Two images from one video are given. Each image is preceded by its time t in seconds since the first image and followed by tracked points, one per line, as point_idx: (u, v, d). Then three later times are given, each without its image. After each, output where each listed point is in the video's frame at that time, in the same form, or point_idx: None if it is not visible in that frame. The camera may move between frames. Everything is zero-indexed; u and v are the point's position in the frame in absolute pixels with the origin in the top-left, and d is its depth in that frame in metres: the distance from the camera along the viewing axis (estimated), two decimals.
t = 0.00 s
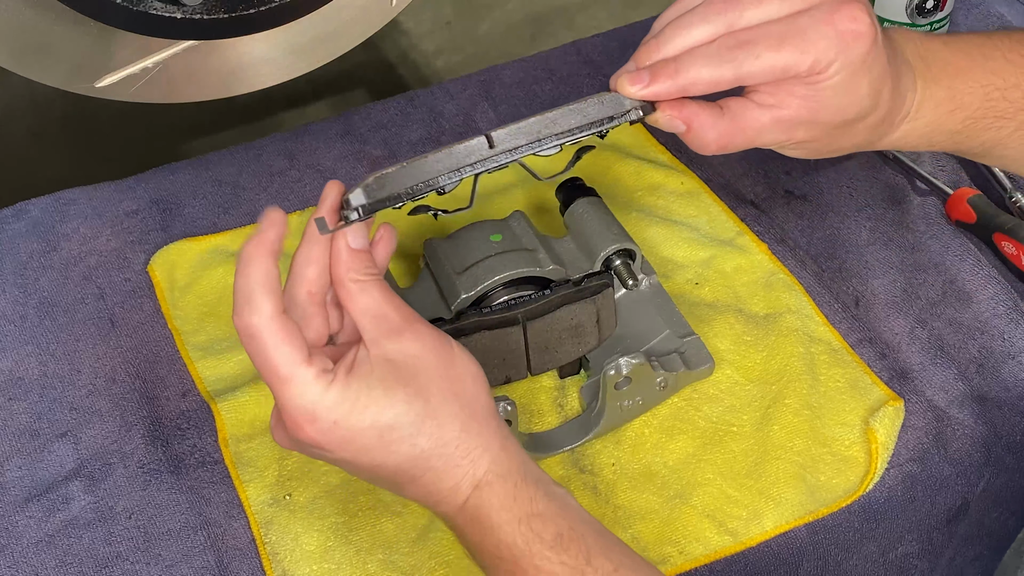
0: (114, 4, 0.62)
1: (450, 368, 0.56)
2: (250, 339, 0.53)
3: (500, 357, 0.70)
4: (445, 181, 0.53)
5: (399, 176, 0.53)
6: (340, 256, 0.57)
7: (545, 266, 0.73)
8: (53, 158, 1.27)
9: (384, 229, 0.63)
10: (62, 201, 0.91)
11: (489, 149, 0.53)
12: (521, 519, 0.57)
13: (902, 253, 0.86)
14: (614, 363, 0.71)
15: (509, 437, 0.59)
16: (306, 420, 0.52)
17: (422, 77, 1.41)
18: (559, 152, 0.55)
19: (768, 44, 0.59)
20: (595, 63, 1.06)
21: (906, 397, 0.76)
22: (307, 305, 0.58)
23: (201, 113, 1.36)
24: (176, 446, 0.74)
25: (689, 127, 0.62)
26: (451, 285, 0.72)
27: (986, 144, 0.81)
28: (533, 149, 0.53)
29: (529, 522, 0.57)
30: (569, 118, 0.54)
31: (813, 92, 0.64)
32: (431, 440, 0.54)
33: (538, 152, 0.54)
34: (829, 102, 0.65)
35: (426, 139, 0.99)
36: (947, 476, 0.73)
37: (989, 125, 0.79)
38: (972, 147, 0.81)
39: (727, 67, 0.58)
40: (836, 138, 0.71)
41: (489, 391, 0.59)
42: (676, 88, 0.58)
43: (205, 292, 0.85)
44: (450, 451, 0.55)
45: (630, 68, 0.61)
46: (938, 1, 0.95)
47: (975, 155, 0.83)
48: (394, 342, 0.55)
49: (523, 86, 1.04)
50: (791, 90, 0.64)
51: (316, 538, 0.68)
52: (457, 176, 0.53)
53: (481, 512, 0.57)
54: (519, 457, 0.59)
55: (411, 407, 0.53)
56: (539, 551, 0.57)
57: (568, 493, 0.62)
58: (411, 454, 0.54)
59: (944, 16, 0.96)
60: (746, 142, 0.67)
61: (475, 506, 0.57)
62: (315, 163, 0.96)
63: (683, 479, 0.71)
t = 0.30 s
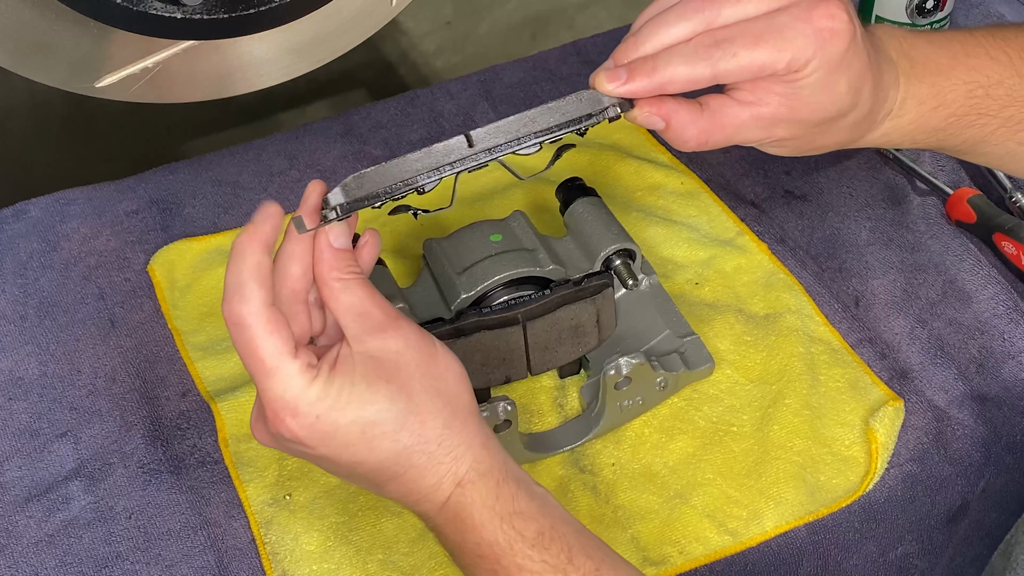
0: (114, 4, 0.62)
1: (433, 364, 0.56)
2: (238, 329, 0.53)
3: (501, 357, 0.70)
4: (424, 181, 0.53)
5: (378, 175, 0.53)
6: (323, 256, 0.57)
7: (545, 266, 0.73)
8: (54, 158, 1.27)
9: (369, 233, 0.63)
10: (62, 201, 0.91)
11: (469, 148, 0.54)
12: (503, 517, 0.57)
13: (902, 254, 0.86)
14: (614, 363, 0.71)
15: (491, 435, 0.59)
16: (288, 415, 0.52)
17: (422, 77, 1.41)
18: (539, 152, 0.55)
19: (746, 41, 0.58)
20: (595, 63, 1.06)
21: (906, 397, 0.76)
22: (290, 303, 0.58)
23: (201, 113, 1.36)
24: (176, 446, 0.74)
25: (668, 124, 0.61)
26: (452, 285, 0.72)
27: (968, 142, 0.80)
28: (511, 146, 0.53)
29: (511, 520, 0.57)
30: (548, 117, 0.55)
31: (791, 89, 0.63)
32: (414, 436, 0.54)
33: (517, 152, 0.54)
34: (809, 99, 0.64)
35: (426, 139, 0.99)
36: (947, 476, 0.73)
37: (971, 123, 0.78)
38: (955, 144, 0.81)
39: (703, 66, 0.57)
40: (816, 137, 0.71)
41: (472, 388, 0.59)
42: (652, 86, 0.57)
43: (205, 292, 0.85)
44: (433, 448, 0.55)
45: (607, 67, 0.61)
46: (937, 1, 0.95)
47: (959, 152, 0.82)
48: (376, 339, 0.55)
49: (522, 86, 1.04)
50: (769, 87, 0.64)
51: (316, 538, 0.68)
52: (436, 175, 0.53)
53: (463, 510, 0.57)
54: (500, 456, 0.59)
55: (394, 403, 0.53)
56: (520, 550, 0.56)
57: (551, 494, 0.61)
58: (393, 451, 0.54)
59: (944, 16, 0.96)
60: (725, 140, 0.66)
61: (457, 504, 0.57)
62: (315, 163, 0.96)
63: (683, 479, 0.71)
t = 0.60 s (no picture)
0: (114, 4, 0.62)
1: (422, 352, 0.56)
2: (232, 310, 0.51)
3: (501, 357, 0.70)
4: (412, 169, 0.54)
5: (366, 163, 0.54)
6: (313, 244, 0.56)
7: (545, 266, 0.73)
8: (54, 158, 1.27)
9: (361, 225, 0.62)
10: (62, 201, 0.91)
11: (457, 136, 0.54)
12: (491, 505, 0.57)
13: (902, 253, 0.86)
14: (614, 363, 0.70)
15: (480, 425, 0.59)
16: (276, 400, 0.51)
17: (422, 76, 1.41)
18: (528, 139, 0.55)
19: (734, 29, 0.57)
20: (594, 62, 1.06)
21: (906, 397, 0.76)
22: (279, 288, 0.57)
23: (200, 113, 1.35)
24: (176, 446, 0.74)
25: (657, 111, 0.61)
26: (452, 285, 0.72)
27: (957, 131, 0.80)
28: (500, 134, 0.54)
29: (499, 508, 0.57)
30: (536, 105, 0.55)
31: (780, 76, 0.63)
32: (403, 424, 0.54)
33: (505, 139, 0.54)
34: (798, 86, 0.64)
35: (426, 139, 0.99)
36: (947, 476, 0.73)
37: (960, 113, 0.78)
38: (943, 133, 0.80)
39: (692, 52, 0.57)
40: (804, 125, 0.70)
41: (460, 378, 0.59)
42: (641, 74, 0.57)
43: (205, 292, 0.85)
44: (422, 436, 0.55)
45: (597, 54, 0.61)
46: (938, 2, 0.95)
47: (946, 142, 0.82)
48: (366, 326, 0.54)
49: (522, 86, 1.04)
50: (758, 74, 0.64)
51: (316, 538, 0.68)
52: (425, 163, 0.53)
53: (450, 499, 0.57)
54: (488, 446, 0.59)
55: (382, 390, 0.53)
56: (507, 539, 0.56)
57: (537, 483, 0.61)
58: (381, 437, 0.54)
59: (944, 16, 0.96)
60: (714, 127, 0.65)
61: (444, 492, 0.56)
62: (314, 163, 0.96)
63: (683, 479, 0.71)
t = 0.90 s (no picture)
0: (114, 4, 0.62)
1: (423, 340, 0.56)
2: (219, 309, 0.52)
3: (501, 357, 0.70)
4: (413, 158, 0.53)
5: (366, 153, 0.53)
6: (315, 235, 0.57)
7: (545, 266, 0.73)
8: (54, 158, 1.27)
9: (361, 219, 0.63)
10: (62, 201, 0.91)
11: (457, 125, 0.53)
12: (490, 494, 0.57)
13: (902, 254, 0.86)
14: (614, 363, 0.70)
15: (478, 414, 0.59)
16: (276, 388, 0.52)
17: (422, 76, 1.41)
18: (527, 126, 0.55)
19: (732, 16, 0.58)
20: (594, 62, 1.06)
21: (906, 397, 0.76)
22: (281, 279, 0.58)
23: (200, 113, 1.35)
24: (176, 446, 0.74)
25: (655, 97, 0.61)
26: (452, 285, 0.72)
27: (952, 123, 0.80)
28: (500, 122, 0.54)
29: (498, 497, 0.57)
30: (535, 92, 0.54)
31: (778, 64, 0.63)
32: (403, 411, 0.54)
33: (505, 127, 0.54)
34: (795, 75, 0.64)
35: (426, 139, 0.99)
36: (947, 476, 0.73)
37: (956, 104, 0.78)
38: (938, 125, 0.80)
39: (690, 40, 0.57)
40: (801, 114, 0.70)
41: (461, 366, 0.59)
42: (638, 60, 0.57)
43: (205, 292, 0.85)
44: (423, 424, 0.55)
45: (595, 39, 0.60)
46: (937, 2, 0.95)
47: (940, 134, 0.82)
48: (367, 314, 0.54)
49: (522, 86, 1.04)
50: (755, 62, 0.64)
51: (316, 538, 0.68)
52: (425, 152, 0.53)
53: (449, 487, 0.56)
54: (487, 434, 0.59)
55: (383, 377, 0.53)
56: (506, 527, 0.56)
57: (536, 475, 0.61)
58: (382, 425, 0.54)
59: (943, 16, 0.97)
60: (712, 115, 0.65)
61: (444, 481, 0.56)
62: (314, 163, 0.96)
63: (683, 479, 0.71)
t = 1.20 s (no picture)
0: (113, 4, 0.62)
1: (419, 334, 0.56)
2: (201, 313, 0.52)
3: (501, 358, 0.70)
4: (410, 153, 0.54)
5: (363, 147, 0.53)
6: (311, 229, 0.57)
7: (545, 266, 0.73)
8: (55, 158, 1.27)
9: (356, 212, 0.63)
10: (62, 201, 0.91)
11: (454, 120, 0.54)
12: (486, 489, 0.56)
13: (902, 254, 0.86)
14: (614, 363, 0.70)
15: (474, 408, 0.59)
16: (269, 381, 0.52)
17: (422, 76, 1.41)
18: (524, 121, 0.56)
19: (729, 12, 0.58)
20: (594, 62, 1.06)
21: (906, 397, 0.76)
22: (276, 272, 0.58)
23: (201, 113, 1.35)
24: (176, 446, 0.74)
25: (653, 92, 0.61)
26: (452, 285, 0.72)
27: (948, 120, 0.80)
28: (497, 116, 0.54)
29: (494, 492, 0.56)
30: (532, 87, 0.54)
31: (775, 59, 0.63)
32: (399, 404, 0.54)
33: (502, 123, 0.54)
34: (792, 71, 0.64)
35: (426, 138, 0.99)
36: (947, 476, 0.73)
37: (952, 101, 0.78)
38: (934, 122, 0.80)
39: (688, 36, 0.56)
40: (798, 110, 0.70)
41: (457, 361, 0.59)
42: (636, 56, 0.56)
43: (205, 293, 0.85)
44: (419, 418, 0.55)
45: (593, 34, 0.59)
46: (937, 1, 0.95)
47: (936, 131, 0.82)
48: (363, 308, 0.55)
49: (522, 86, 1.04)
50: (753, 58, 0.64)
51: (316, 538, 0.68)
52: (422, 147, 0.54)
53: (445, 482, 0.56)
54: (483, 431, 0.58)
55: (379, 370, 0.53)
56: (502, 522, 0.55)
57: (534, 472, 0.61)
58: (377, 418, 0.54)
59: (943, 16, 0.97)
60: (709, 110, 0.65)
61: (440, 474, 0.56)
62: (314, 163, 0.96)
63: (683, 479, 0.71)
